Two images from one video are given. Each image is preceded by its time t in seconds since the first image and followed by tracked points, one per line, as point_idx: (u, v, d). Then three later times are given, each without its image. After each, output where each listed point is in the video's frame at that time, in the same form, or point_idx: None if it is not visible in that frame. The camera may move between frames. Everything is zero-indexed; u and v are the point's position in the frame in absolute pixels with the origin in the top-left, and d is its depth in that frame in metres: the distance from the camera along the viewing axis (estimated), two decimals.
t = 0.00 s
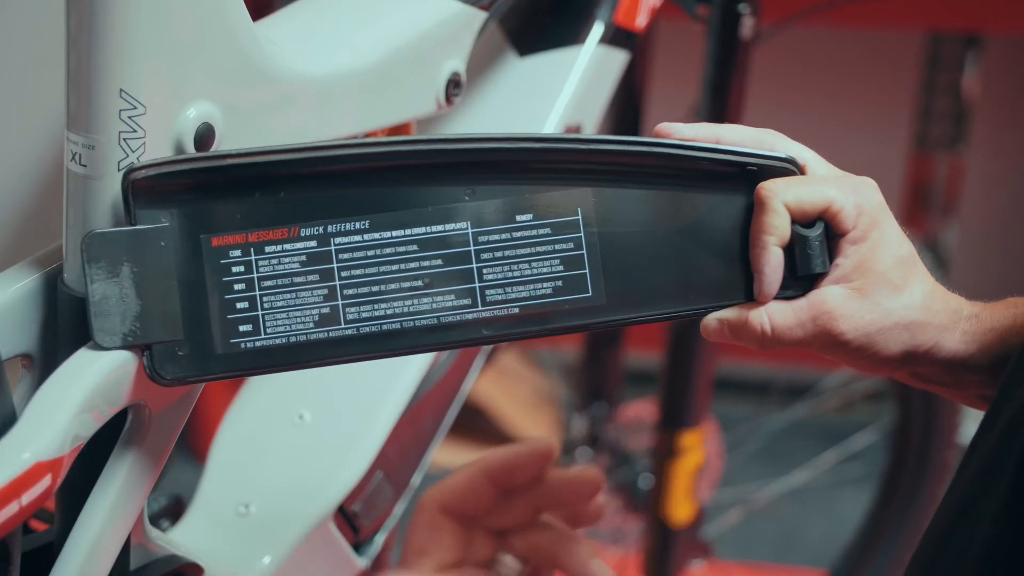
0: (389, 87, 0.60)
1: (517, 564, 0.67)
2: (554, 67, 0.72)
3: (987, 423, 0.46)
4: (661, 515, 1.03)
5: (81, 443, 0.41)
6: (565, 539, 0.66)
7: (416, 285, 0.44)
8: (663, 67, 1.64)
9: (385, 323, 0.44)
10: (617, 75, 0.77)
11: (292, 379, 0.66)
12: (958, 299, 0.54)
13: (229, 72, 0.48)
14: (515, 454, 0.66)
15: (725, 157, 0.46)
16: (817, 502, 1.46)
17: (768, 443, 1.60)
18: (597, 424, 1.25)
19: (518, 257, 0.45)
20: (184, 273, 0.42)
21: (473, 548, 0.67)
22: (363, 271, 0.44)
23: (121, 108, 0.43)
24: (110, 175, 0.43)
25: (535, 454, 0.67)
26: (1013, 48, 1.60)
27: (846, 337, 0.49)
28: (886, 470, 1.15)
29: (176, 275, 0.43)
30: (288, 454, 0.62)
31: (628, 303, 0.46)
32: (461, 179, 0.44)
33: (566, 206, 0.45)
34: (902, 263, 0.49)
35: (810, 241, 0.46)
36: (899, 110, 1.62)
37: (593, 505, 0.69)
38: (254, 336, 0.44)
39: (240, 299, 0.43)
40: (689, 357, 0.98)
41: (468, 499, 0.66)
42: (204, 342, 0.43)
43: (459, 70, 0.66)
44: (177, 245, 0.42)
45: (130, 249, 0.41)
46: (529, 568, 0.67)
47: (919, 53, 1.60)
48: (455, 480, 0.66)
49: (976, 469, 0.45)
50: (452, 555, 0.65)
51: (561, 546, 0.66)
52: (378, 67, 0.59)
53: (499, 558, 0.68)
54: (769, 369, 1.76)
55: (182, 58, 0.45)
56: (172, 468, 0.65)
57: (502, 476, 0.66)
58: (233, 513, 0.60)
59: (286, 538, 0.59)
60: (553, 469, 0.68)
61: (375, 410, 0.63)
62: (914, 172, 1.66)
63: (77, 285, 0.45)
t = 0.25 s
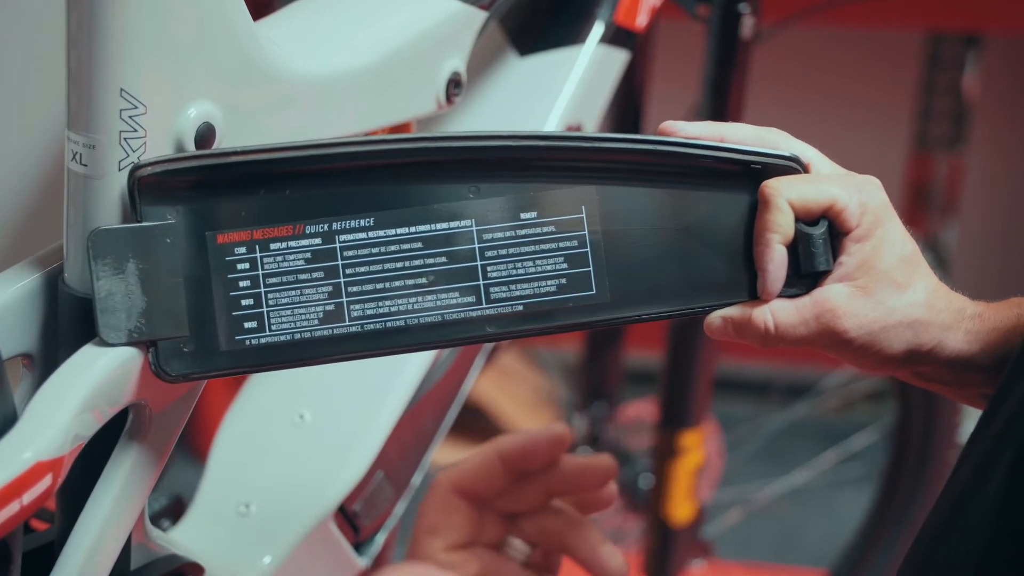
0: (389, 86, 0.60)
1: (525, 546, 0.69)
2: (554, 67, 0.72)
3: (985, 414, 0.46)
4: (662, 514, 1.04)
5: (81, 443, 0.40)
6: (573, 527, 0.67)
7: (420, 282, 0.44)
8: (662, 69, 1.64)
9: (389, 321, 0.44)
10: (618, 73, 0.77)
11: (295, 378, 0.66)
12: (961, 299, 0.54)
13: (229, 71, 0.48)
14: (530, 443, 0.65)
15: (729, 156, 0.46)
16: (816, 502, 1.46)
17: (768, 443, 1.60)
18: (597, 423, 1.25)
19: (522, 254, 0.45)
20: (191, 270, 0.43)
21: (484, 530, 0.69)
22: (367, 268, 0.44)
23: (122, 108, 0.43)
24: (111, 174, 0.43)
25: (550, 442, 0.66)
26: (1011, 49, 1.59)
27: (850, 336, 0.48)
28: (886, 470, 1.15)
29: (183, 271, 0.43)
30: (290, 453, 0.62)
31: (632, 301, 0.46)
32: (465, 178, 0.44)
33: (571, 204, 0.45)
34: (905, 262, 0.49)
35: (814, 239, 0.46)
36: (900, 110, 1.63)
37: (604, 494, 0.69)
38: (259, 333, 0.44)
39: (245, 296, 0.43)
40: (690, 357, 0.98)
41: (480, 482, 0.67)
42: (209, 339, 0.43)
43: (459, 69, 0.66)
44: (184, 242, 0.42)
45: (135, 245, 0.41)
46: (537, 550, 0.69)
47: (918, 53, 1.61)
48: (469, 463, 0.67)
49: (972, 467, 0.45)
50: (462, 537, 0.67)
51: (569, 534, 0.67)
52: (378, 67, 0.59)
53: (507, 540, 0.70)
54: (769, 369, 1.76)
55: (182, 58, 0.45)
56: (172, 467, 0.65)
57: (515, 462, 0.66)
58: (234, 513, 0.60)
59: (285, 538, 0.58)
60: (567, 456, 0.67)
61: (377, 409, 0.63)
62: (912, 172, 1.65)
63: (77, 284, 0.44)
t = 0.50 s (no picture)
0: (390, 86, 0.60)
1: (531, 542, 0.70)
2: (556, 67, 0.72)
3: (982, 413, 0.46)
4: (662, 514, 1.04)
5: (82, 443, 0.41)
6: (577, 522, 0.68)
7: (419, 283, 0.44)
8: (663, 68, 1.64)
9: (388, 321, 0.45)
10: (620, 73, 0.77)
11: (295, 379, 0.66)
12: (959, 298, 0.54)
13: (229, 71, 0.48)
14: (535, 443, 0.67)
15: (727, 156, 0.46)
16: (817, 502, 1.46)
17: (768, 443, 1.60)
18: (598, 423, 1.24)
19: (522, 255, 0.45)
20: (191, 271, 0.43)
21: (491, 525, 0.69)
22: (366, 269, 0.44)
23: (124, 108, 0.43)
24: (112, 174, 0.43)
25: (556, 441, 0.67)
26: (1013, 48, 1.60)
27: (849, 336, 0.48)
28: (886, 470, 1.15)
29: (182, 273, 0.43)
30: (289, 454, 0.62)
31: (631, 302, 0.46)
32: (464, 178, 0.45)
33: (570, 205, 0.46)
34: (904, 261, 0.49)
35: (813, 239, 0.46)
36: (902, 109, 1.63)
37: (605, 491, 0.71)
38: (258, 334, 0.44)
39: (244, 297, 0.43)
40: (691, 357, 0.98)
41: (487, 481, 0.67)
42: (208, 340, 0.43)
43: (461, 69, 0.66)
44: (183, 243, 0.42)
45: (134, 246, 0.41)
46: (544, 546, 0.70)
47: (920, 52, 1.61)
48: (472, 462, 0.67)
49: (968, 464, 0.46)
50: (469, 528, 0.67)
51: (574, 528, 0.68)
52: (379, 67, 0.59)
53: (513, 535, 0.70)
54: (769, 369, 1.76)
55: (182, 57, 0.45)
56: (173, 467, 0.65)
57: (522, 459, 0.67)
58: (236, 513, 0.60)
59: (286, 539, 0.58)
60: (572, 454, 0.69)
61: (377, 409, 0.63)
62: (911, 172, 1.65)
63: (77, 284, 0.45)
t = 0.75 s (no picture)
0: (391, 86, 0.60)
1: (533, 533, 0.68)
2: (556, 67, 0.72)
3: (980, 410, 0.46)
4: (662, 513, 1.04)
5: (82, 442, 0.41)
6: (579, 515, 0.66)
7: (418, 285, 0.44)
8: (664, 67, 1.64)
9: (387, 323, 0.45)
10: (621, 72, 0.77)
11: (296, 380, 0.66)
12: (958, 301, 0.54)
13: (229, 71, 0.48)
14: (538, 432, 0.64)
15: (727, 158, 0.46)
16: (818, 502, 1.46)
17: (769, 442, 1.60)
18: (598, 423, 1.24)
19: (521, 257, 0.45)
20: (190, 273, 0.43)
21: (492, 515, 0.67)
22: (365, 271, 0.44)
23: (125, 107, 0.43)
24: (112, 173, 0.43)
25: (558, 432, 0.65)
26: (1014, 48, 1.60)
27: (849, 337, 0.48)
28: (887, 470, 1.15)
29: (181, 274, 0.43)
30: (289, 455, 0.62)
31: (631, 304, 0.46)
32: (463, 180, 0.45)
33: (568, 207, 0.46)
34: (903, 263, 0.49)
35: (812, 241, 0.46)
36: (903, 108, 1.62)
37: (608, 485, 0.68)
38: (257, 336, 0.44)
39: (242, 298, 0.43)
40: (691, 358, 0.98)
41: (489, 470, 0.65)
42: (206, 342, 0.43)
43: (462, 69, 0.66)
44: (183, 245, 0.42)
45: (133, 248, 0.42)
46: (545, 538, 0.68)
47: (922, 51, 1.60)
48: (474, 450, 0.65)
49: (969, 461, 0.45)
50: (470, 517, 0.64)
51: (574, 521, 0.66)
52: (379, 67, 0.59)
53: (515, 526, 0.68)
54: (771, 368, 1.76)
55: (183, 57, 0.45)
56: (173, 467, 0.65)
57: (524, 450, 0.65)
58: (236, 513, 0.60)
59: (286, 539, 0.58)
60: (575, 446, 0.66)
61: (377, 409, 0.63)
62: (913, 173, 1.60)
63: (78, 283, 0.45)
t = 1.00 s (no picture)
0: (391, 86, 0.60)
1: (541, 509, 0.68)
2: (556, 67, 0.72)
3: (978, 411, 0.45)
4: (662, 513, 1.04)
5: (82, 442, 0.41)
6: (587, 492, 0.66)
7: (414, 287, 0.44)
8: (665, 66, 1.64)
9: (383, 326, 0.45)
10: (621, 73, 0.77)
11: (294, 381, 0.66)
12: (955, 303, 0.54)
13: (229, 71, 0.48)
14: (553, 407, 0.65)
15: (724, 160, 0.46)
16: (818, 501, 1.46)
17: (770, 442, 1.60)
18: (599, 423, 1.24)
19: (517, 259, 0.45)
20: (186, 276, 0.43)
21: (502, 485, 0.67)
22: (361, 273, 0.44)
23: (125, 107, 0.43)
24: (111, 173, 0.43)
25: (573, 407, 0.66)
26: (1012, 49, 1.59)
27: (845, 339, 0.48)
28: (887, 470, 1.15)
29: (177, 277, 0.43)
30: (287, 456, 0.62)
31: (628, 306, 0.46)
32: (459, 182, 0.45)
33: (564, 210, 0.46)
34: (899, 265, 0.49)
35: (808, 243, 0.46)
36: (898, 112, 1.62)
37: (617, 467, 0.68)
38: (252, 338, 0.44)
39: (238, 301, 0.44)
40: (691, 358, 0.98)
41: (505, 442, 0.66)
42: (202, 345, 0.43)
43: (462, 69, 0.67)
44: (178, 248, 0.42)
45: (128, 251, 0.42)
46: (553, 515, 0.68)
47: (924, 50, 1.60)
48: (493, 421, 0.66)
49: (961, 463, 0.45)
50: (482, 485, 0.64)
51: (581, 497, 0.66)
52: (379, 68, 0.59)
53: (523, 500, 0.68)
54: (771, 368, 1.76)
55: (182, 57, 0.45)
56: (173, 467, 0.65)
57: (538, 423, 0.66)
58: (236, 513, 0.60)
59: (285, 540, 0.59)
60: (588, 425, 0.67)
61: (375, 410, 0.63)
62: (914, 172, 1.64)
63: (77, 283, 0.45)
